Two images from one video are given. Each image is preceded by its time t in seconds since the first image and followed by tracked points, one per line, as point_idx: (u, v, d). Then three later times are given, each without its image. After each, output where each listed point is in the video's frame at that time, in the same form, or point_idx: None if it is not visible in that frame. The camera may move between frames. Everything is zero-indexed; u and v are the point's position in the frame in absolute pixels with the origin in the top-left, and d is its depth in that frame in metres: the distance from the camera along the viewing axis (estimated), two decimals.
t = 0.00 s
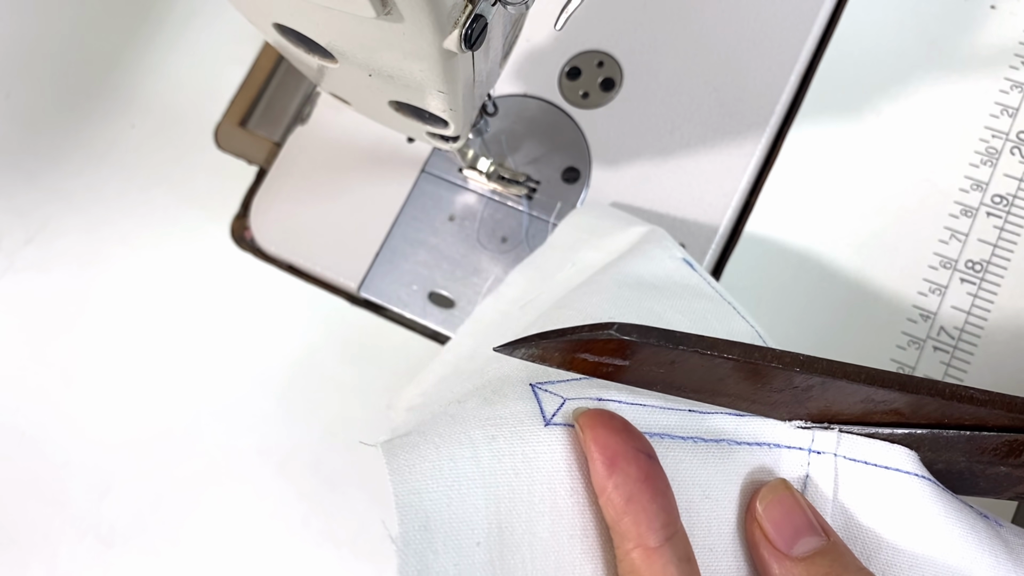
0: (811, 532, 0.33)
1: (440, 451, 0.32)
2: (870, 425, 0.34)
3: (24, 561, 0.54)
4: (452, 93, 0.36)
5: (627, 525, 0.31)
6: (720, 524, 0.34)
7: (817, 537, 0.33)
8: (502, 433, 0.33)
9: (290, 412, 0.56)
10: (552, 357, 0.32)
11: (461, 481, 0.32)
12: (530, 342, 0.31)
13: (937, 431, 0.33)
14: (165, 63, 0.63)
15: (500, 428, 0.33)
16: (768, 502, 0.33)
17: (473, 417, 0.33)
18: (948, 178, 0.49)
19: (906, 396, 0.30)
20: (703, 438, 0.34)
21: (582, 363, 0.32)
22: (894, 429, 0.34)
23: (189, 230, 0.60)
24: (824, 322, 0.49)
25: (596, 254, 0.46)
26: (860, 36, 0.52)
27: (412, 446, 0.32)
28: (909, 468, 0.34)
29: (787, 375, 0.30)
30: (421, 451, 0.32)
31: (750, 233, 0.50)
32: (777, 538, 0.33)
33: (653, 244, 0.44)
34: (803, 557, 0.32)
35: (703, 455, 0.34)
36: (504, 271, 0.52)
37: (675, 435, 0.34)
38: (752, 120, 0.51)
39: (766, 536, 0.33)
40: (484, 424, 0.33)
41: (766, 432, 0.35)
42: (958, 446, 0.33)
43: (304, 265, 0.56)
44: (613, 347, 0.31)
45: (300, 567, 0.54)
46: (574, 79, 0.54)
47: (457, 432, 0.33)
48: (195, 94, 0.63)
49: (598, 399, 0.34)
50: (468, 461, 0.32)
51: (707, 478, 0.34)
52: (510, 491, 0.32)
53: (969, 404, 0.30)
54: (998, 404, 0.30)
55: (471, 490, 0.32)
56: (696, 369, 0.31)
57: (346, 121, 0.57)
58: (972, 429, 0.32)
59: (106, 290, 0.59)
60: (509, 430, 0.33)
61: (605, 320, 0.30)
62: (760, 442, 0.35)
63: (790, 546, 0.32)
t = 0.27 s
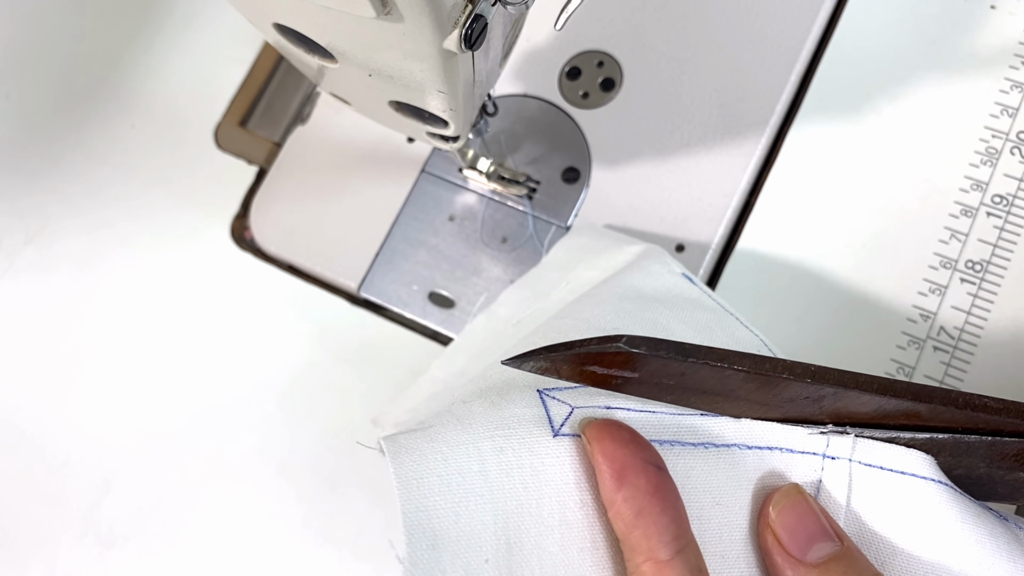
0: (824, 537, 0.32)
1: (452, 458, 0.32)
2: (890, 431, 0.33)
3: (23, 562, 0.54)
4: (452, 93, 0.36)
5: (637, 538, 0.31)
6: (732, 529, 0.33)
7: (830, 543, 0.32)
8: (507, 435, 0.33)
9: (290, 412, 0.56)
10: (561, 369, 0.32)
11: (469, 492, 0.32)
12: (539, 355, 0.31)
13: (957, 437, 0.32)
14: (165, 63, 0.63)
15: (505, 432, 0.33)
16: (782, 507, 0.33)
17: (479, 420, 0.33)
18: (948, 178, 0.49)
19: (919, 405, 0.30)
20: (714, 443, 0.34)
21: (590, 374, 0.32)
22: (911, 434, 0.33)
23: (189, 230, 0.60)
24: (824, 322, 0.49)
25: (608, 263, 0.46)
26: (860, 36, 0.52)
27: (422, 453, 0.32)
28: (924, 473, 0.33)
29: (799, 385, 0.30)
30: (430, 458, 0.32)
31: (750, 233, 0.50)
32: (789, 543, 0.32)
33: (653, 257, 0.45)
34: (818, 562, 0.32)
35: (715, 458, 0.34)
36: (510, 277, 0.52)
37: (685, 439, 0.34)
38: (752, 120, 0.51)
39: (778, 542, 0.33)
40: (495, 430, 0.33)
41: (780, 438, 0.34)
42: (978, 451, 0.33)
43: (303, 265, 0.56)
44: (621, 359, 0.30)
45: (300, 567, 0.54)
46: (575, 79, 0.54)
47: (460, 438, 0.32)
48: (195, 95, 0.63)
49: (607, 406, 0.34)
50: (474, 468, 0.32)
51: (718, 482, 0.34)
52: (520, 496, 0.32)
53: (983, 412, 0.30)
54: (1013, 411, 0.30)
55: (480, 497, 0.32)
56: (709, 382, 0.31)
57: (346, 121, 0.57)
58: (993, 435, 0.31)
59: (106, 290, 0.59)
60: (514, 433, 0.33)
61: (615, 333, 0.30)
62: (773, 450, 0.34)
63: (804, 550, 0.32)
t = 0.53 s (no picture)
0: (824, 534, 0.32)
1: (455, 461, 0.31)
2: (893, 433, 0.33)
3: (23, 561, 0.53)
4: (452, 93, 0.36)
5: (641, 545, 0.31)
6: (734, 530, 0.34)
7: (830, 540, 0.32)
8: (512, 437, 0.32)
9: (289, 412, 0.56)
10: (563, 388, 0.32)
11: (462, 497, 0.31)
12: (542, 374, 0.31)
13: (961, 441, 0.32)
14: (165, 63, 0.63)
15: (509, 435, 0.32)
16: (780, 505, 0.33)
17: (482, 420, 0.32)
18: (949, 178, 0.49)
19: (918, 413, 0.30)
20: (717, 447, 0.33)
21: (594, 393, 0.32)
22: (915, 437, 0.33)
23: (189, 230, 0.60)
24: (824, 322, 0.49)
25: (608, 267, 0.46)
26: (860, 36, 0.52)
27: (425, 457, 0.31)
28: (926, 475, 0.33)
29: (799, 397, 0.30)
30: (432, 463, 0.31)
31: (750, 233, 0.50)
32: (789, 540, 0.32)
33: (652, 265, 0.45)
34: (818, 559, 0.32)
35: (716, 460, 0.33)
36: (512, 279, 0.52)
37: (686, 444, 0.33)
38: (752, 120, 0.51)
39: (778, 540, 0.33)
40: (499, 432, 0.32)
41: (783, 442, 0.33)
42: (983, 452, 0.32)
43: (303, 265, 0.56)
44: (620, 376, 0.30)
45: (300, 567, 0.54)
46: (574, 79, 0.54)
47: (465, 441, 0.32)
48: (195, 94, 0.63)
49: (609, 413, 0.33)
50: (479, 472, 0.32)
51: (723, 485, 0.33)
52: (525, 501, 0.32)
53: (981, 418, 0.29)
54: (1012, 417, 0.29)
55: (484, 502, 0.31)
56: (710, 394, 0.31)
57: (346, 121, 0.57)
58: (998, 437, 0.31)
59: (106, 290, 0.59)
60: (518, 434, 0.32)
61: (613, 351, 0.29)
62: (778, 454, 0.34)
63: (804, 547, 0.32)
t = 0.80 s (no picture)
0: (824, 529, 0.30)
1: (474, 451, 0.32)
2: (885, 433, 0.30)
3: (28, 559, 0.54)
4: (453, 95, 0.37)
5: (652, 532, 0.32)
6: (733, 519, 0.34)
7: (830, 535, 0.30)
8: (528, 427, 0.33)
9: (291, 411, 0.57)
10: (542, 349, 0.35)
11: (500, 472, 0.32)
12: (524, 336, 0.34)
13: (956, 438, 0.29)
14: (169, 65, 0.64)
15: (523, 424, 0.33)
16: (781, 501, 0.30)
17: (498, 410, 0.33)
18: (945, 178, 0.50)
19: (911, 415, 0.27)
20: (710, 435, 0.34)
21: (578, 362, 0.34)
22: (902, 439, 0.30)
23: (192, 231, 0.60)
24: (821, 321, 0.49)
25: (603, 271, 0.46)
26: (857, 39, 0.52)
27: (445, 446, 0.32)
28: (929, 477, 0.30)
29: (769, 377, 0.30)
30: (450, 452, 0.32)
31: (748, 233, 0.51)
32: (791, 535, 0.30)
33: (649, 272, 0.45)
34: (820, 556, 0.29)
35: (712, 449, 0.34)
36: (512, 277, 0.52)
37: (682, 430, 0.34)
38: (750, 121, 0.52)
39: (779, 536, 0.30)
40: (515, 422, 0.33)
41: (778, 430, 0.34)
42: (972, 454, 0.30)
43: (305, 265, 0.56)
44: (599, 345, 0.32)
45: (302, 565, 0.54)
46: (574, 81, 0.54)
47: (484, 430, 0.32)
48: (197, 96, 0.63)
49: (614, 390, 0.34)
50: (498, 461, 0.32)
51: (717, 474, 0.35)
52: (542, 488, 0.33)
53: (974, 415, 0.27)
54: (999, 413, 0.28)
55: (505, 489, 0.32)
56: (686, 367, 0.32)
57: (348, 123, 0.58)
58: (989, 435, 0.29)
59: (110, 291, 0.59)
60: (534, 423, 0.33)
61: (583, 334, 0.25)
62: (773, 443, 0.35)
63: (806, 543, 0.29)
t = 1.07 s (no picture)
0: (901, 521, 0.33)
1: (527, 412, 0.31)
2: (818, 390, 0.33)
3: (23, 561, 0.54)
4: (452, 93, 0.36)
5: (680, 527, 0.31)
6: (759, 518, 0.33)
7: (907, 527, 0.33)
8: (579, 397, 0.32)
9: (288, 412, 0.56)
10: (489, 289, 0.31)
11: (534, 457, 0.31)
12: (471, 271, 0.30)
13: (879, 398, 0.33)
14: (167, 63, 0.63)
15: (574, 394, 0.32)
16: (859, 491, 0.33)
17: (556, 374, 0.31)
18: (948, 178, 0.49)
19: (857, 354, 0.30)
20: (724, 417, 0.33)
21: (528, 302, 0.31)
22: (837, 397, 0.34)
23: (189, 230, 0.60)
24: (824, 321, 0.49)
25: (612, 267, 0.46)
26: (860, 36, 0.52)
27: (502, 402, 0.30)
28: (923, 453, 0.34)
29: (740, 326, 0.30)
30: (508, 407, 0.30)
31: (750, 233, 0.50)
32: (870, 525, 0.33)
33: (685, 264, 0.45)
34: (896, 545, 0.33)
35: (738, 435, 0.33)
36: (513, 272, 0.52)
37: (708, 411, 0.33)
38: (752, 120, 0.51)
39: (857, 524, 0.33)
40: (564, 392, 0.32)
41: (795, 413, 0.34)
42: (903, 415, 0.34)
43: (303, 265, 0.56)
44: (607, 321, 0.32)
45: (300, 567, 0.54)
46: (574, 79, 0.54)
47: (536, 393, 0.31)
48: (195, 94, 0.63)
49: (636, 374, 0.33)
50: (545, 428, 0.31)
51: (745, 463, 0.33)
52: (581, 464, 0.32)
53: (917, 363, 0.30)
54: (949, 366, 0.30)
55: (545, 459, 0.31)
56: (640, 309, 0.31)
57: (345, 121, 0.57)
58: (915, 398, 0.33)
59: (106, 291, 0.59)
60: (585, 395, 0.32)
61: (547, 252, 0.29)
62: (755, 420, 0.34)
63: (883, 533, 0.32)
